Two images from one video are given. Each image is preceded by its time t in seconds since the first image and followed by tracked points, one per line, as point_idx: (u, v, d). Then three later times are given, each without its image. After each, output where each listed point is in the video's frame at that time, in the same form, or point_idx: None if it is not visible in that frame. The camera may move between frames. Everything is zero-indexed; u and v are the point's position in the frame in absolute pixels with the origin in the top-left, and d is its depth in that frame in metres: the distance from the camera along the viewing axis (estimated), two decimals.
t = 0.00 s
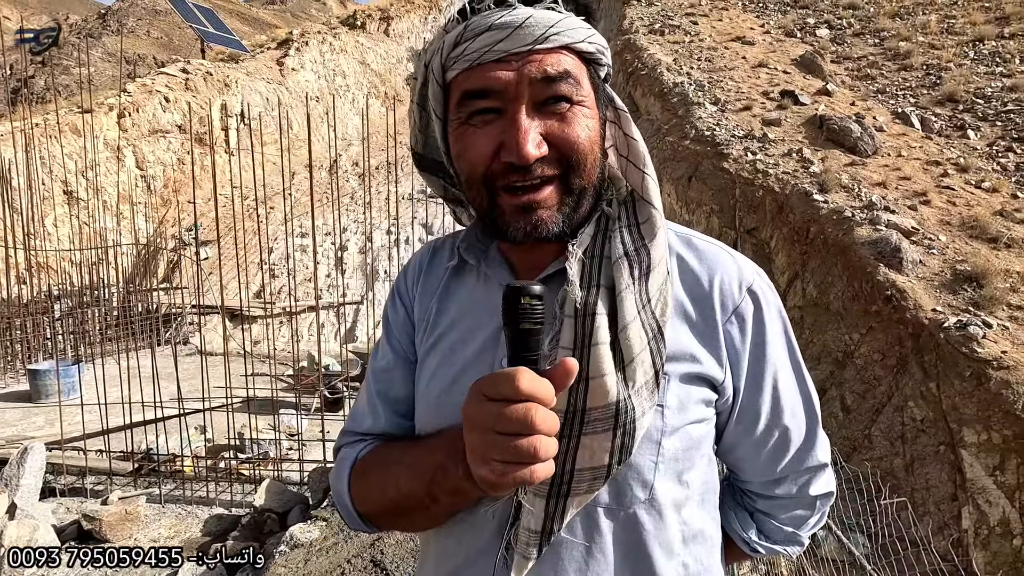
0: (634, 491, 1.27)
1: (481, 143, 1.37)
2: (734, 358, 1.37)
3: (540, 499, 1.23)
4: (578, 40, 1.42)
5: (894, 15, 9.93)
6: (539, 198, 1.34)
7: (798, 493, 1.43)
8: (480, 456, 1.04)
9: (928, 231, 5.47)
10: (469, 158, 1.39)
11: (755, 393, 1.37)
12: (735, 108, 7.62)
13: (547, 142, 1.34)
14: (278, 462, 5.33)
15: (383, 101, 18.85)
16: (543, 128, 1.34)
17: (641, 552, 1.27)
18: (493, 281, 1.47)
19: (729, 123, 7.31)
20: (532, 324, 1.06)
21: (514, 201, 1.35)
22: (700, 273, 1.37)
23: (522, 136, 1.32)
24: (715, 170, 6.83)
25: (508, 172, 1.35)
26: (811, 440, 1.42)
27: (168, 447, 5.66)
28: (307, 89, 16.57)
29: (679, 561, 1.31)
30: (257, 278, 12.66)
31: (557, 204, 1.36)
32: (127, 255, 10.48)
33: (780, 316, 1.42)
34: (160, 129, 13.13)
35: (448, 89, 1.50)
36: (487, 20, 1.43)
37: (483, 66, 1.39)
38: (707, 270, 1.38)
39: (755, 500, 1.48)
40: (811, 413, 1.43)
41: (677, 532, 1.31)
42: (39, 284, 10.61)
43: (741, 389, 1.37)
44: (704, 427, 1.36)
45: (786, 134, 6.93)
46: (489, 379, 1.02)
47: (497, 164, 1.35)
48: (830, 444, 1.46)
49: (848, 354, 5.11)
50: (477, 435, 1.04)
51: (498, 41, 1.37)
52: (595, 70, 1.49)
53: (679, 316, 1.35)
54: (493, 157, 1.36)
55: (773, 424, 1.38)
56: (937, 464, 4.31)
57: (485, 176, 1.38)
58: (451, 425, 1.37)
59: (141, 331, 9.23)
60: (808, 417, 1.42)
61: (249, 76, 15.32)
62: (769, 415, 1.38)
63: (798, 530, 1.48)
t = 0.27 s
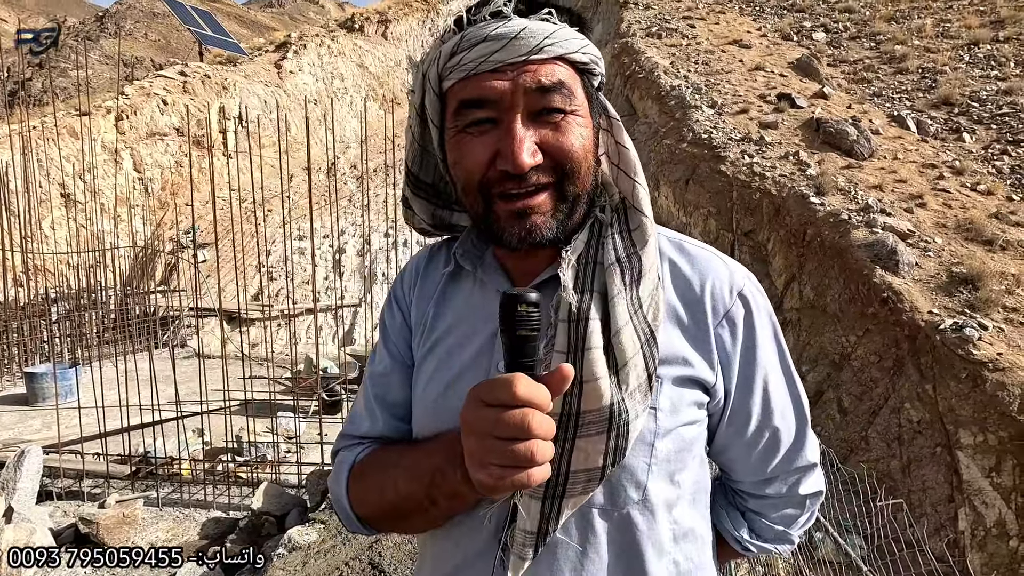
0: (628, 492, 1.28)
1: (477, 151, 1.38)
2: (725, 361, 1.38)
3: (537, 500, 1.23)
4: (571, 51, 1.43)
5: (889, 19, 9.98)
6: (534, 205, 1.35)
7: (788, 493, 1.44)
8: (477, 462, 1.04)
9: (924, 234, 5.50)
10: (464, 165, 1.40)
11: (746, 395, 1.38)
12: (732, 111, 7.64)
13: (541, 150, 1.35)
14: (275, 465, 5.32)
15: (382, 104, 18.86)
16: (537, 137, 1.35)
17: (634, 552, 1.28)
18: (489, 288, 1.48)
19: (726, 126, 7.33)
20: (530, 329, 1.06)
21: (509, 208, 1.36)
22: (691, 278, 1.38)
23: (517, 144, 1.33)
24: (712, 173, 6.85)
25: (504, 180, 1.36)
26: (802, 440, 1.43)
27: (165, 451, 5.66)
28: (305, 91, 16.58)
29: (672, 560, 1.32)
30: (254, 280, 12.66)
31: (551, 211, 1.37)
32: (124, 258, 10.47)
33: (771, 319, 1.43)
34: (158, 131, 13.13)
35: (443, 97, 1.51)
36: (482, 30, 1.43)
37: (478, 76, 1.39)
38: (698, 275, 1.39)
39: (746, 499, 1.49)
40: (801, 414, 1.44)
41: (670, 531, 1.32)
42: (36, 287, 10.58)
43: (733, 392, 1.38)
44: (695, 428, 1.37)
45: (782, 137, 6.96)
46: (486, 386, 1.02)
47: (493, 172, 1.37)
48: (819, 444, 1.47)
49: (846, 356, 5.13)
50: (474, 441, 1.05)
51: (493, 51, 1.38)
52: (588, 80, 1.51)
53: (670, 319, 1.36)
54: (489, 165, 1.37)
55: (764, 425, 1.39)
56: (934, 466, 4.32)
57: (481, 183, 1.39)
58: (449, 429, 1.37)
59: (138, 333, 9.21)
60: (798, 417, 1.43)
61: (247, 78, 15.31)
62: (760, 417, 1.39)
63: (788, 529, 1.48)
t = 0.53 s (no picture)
0: (607, 487, 1.29)
1: (453, 153, 1.40)
2: (704, 357, 1.39)
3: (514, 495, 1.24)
4: (545, 52, 1.44)
5: (889, 22, 9.99)
6: (509, 203, 1.37)
7: (771, 488, 1.45)
8: (452, 456, 1.06)
9: (924, 236, 5.50)
10: (442, 166, 1.43)
11: (725, 391, 1.39)
12: (732, 114, 7.66)
13: (515, 150, 1.37)
14: (276, 468, 5.34)
15: (382, 107, 18.87)
16: (511, 137, 1.37)
17: (612, 546, 1.29)
18: (472, 285, 1.48)
19: (726, 129, 7.34)
20: (502, 327, 1.08)
21: (486, 207, 1.38)
22: (670, 273, 1.39)
23: (491, 144, 1.35)
24: (712, 176, 6.86)
25: (479, 180, 1.38)
26: (782, 436, 1.44)
27: (165, 454, 5.67)
28: (306, 95, 16.60)
29: (652, 554, 1.32)
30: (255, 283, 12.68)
31: (527, 209, 1.39)
32: (126, 261, 10.51)
33: (750, 316, 1.44)
34: (159, 135, 13.15)
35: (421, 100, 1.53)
36: (455, 33, 1.45)
37: (453, 78, 1.41)
38: (677, 271, 1.40)
39: (729, 495, 1.50)
40: (781, 410, 1.45)
41: (651, 526, 1.33)
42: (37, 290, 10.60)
43: (712, 387, 1.39)
44: (675, 423, 1.37)
45: (782, 139, 6.97)
46: (460, 382, 1.03)
47: (469, 172, 1.38)
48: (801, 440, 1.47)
49: (845, 358, 5.14)
50: (449, 437, 1.06)
51: (466, 55, 1.40)
52: (565, 80, 1.52)
53: (650, 315, 1.37)
54: (465, 166, 1.39)
55: (744, 421, 1.40)
56: (934, 468, 4.33)
57: (458, 183, 1.41)
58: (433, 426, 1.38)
59: (139, 336, 9.24)
60: (778, 414, 1.44)
61: (248, 82, 15.33)
62: (740, 412, 1.40)
63: (772, 525, 1.49)
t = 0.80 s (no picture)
0: (590, 490, 1.29)
1: (431, 151, 1.40)
2: (691, 357, 1.38)
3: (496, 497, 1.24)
4: (522, 45, 1.43)
5: (892, 24, 9.95)
6: (488, 201, 1.36)
7: (763, 492, 1.43)
8: (429, 459, 1.06)
9: (928, 238, 5.48)
10: (420, 164, 1.43)
11: (714, 390, 1.38)
12: (735, 116, 7.64)
13: (492, 147, 1.36)
14: (277, 470, 5.36)
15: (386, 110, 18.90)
16: (488, 134, 1.36)
17: (597, 550, 1.28)
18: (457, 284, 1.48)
19: (729, 131, 7.33)
20: (479, 326, 1.07)
21: (465, 205, 1.38)
22: (658, 271, 1.38)
23: (468, 142, 1.34)
24: (715, 178, 6.84)
25: (457, 178, 1.37)
26: (775, 437, 1.42)
27: (166, 455, 5.69)
28: (309, 98, 16.64)
29: (639, 558, 1.31)
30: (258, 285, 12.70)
31: (507, 207, 1.38)
32: (130, 264, 10.55)
33: (740, 314, 1.43)
34: (163, 138, 13.21)
35: (399, 98, 1.53)
36: (429, 29, 1.45)
37: (428, 75, 1.41)
38: (664, 269, 1.39)
39: (721, 499, 1.48)
40: (773, 411, 1.44)
41: (637, 529, 1.32)
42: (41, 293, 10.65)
43: (700, 388, 1.39)
44: (660, 423, 1.37)
45: (785, 141, 6.95)
46: (436, 383, 1.04)
47: (447, 170, 1.38)
48: (795, 442, 1.45)
49: (849, 361, 5.11)
50: (426, 440, 1.06)
51: (441, 50, 1.39)
52: (545, 75, 1.50)
53: (637, 315, 1.37)
54: (442, 163, 1.38)
55: (734, 423, 1.39)
56: (939, 472, 4.31)
57: (436, 182, 1.41)
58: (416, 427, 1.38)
59: (142, 339, 9.27)
60: (770, 415, 1.43)
61: (252, 85, 15.36)
62: (730, 412, 1.38)
63: (764, 528, 1.47)
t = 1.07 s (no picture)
0: (586, 502, 1.27)
1: (424, 153, 1.38)
2: (693, 364, 1.35)
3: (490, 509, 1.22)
4: (517, 44, 1.41)
5: (901, 24, 9.87)
6: (483, 205, 1.35)
7: (766, 505, 1.39)
8: (419, 471, 1.05)
9: (937, 239, 5.42)
10: (413, 167, 1.41)
11: (716, 399, 1.35)
12: (741, 116, 7.60)
13: (487, 149, 1.34)
14: (280, 471, 5.36)
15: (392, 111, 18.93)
16: (482, 136, 1.35)
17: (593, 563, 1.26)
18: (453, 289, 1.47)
19: (735, 132, 7.29)
20: (472, 335, 1.04)
21: (461, 208, 1.37)
22: (658, 277, 1.36)
23: (462, 144, 1.32)
24: (721, 179, 6.81)
25: (452, 182, 1.36)
26: (779, 448, 1.38)
27: (172, 456, 5.72)
28: (315, 100, 16.69)
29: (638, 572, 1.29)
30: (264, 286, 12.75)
31: (503, 211, 1.36)
32: (137, 265, 10.61)
33: (744, 321, 1.40)
34: (171, 140, 13.29)
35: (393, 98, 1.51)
36: (421, 28, 1.43)
37: (421, 75, 1.39)
38: (665, 275, 1.36)
39: (723, 511, 1.45)
40: (777, 420, 1.40)
41: (636, 542, 1.29)
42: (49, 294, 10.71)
43: (702, 397, 1.36)
44: (661, 433, 1.34)
45: (792, 142, 6.90)
46: (426, 394, 1.02)
47: (441, 173, 1.37)
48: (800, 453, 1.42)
49: (857, 363, 5.05)
50: (416, 451, 1.05)
51: (434, 49, 1.37)
52: (542, 73, 1.48)
53: (636, 321, 1.34)
54: (436, 167, 1.37)
55: (737, 433, 1.36)
56: (949, 476, 4.25)
57: (430, 184, 1.39)
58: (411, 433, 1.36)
59: (149, 340, 9.32)
60: (774, 424, 1.40)
61: (259, 87, 15.42)
62: (732, 422, 1.35)
63: (768, 542, 1.43)
